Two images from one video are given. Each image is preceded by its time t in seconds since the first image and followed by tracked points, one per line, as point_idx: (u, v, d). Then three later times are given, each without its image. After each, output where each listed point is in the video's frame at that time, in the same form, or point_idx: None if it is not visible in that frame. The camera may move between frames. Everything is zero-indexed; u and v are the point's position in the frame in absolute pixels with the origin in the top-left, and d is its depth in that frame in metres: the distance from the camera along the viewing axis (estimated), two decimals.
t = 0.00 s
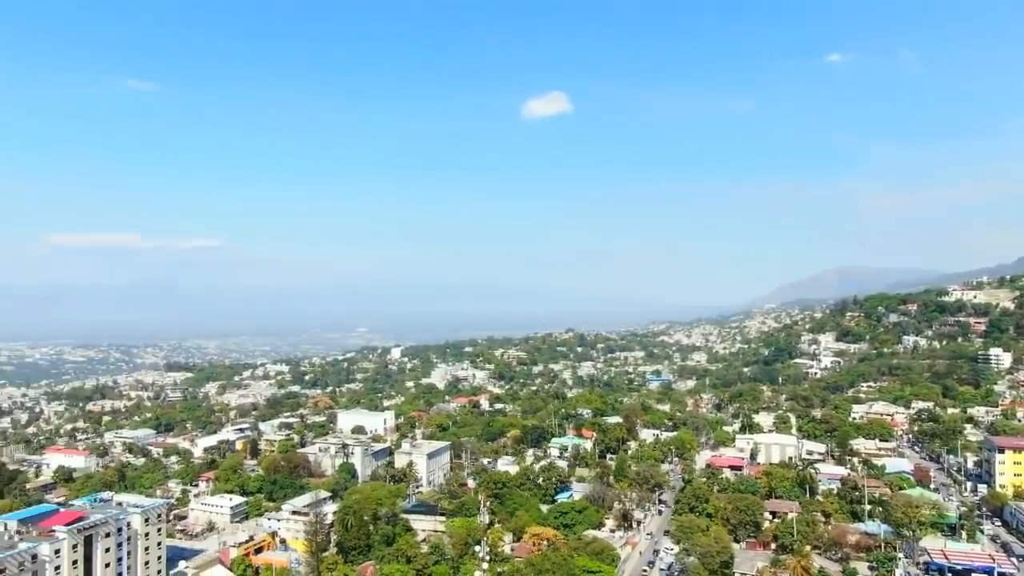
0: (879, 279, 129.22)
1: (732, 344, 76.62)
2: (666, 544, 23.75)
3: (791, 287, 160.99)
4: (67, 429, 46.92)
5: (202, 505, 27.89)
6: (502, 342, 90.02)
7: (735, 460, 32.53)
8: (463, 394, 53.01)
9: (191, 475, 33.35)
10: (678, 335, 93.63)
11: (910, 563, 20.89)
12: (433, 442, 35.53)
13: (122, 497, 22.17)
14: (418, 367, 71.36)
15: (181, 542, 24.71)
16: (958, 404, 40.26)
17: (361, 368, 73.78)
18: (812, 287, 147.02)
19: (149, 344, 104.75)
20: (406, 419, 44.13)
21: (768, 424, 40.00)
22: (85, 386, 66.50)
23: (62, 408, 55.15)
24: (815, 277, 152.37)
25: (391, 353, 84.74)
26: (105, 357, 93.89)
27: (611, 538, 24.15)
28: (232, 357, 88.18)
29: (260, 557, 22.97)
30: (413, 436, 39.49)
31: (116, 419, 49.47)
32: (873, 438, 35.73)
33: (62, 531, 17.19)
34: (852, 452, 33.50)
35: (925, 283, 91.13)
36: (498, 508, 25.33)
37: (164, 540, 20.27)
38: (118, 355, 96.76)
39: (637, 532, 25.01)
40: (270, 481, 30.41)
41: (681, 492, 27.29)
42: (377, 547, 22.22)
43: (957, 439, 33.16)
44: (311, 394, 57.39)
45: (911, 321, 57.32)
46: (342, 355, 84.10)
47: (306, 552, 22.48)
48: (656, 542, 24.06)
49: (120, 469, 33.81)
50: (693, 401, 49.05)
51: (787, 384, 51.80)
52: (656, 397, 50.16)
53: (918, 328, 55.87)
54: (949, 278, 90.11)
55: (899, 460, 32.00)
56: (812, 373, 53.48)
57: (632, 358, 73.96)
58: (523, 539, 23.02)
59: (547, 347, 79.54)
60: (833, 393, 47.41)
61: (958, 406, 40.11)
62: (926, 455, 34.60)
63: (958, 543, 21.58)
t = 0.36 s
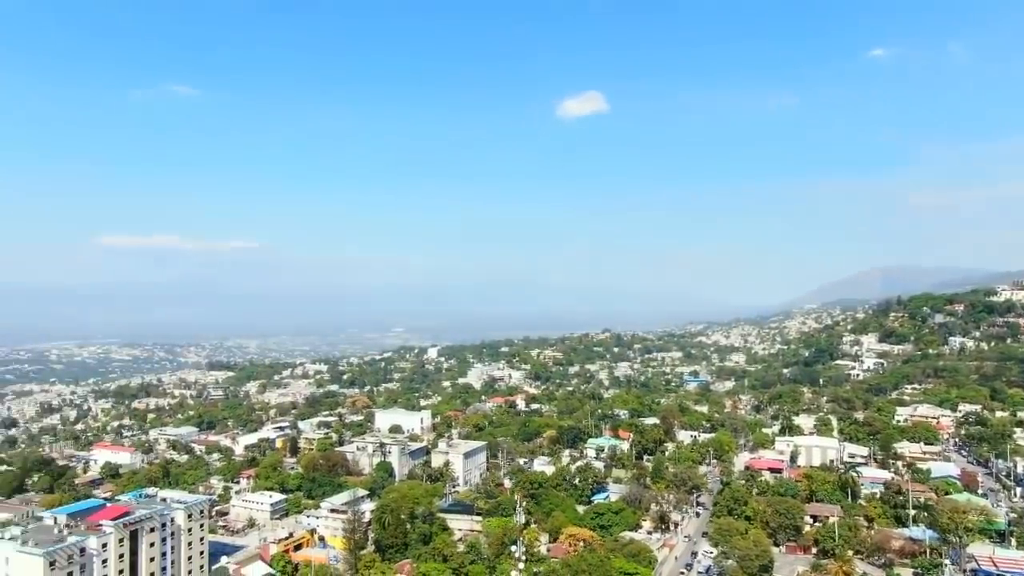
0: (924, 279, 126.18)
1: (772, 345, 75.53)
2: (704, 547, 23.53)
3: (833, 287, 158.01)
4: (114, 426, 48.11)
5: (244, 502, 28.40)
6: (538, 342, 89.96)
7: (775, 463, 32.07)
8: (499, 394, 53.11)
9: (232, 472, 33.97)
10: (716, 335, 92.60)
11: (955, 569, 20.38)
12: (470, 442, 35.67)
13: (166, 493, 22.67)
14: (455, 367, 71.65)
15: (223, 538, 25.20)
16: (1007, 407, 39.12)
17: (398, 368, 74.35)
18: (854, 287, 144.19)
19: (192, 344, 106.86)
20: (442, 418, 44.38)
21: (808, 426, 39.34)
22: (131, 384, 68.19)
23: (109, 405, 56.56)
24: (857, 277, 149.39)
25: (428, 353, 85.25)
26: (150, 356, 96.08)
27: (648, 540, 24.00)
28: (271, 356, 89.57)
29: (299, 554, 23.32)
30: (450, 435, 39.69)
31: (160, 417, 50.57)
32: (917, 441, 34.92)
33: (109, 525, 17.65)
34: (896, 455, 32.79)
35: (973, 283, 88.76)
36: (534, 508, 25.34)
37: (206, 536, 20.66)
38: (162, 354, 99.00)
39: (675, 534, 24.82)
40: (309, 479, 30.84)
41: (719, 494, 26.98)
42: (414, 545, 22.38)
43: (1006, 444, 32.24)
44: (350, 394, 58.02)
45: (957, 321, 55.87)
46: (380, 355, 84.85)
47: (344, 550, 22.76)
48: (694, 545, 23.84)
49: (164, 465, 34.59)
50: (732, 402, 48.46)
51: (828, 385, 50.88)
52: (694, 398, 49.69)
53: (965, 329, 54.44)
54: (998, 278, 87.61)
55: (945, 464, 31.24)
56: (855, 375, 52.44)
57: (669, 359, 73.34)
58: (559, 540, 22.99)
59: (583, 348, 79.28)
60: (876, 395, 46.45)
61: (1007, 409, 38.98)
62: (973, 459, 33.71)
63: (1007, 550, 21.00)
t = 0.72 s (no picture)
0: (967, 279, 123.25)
1: (808, 346, 74.40)
2: (739, 550, 23.28)
3: (872, 286, 155.18)
4: (154, 424, 49.11)
5: (280, 500, 28.78)
6: (571, 342, 89.79)
7: (811, 465, 31.58)
8: (532, 394, 53.12)
9: (269, 470, 34.46)
10: (752, 336, 91.49)
11: None
12: (503, 442, 35.73)
13: (204, 490, 23.06)
14: (488, 368, 71.85)
15: (260, 535, 25.58)
16: None
17: (431, 368, 74.80)
18: (893, 287, 141.45)
19: (230, 343, 108.67)
20: (476, 418, 44.55)
21: (846, 429, 38.69)
22: (170, 382, 69.56)
23: (149, 404, 57.75)
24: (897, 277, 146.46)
25: (461, 353, 85.56)
26: (189, 355, 97.94)
27: (682, 542, 23.80)
28: (307, 356, 90.68)
29: (334, 551, 23.58)
30: (483, 435, 39.83)
31: (199, 415, 51.48)
32: (960, 445, 34.12)
33: (149, 521, 18.02)
34: (937, 459, 32.09)
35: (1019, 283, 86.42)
36: (567, 508, 25.30)
37: (243, 532, 20.97)
38: (201, 353, 100.86)
39: (709, 536, 24.58)
40: (343, 478, 31.15)
41: (754, 496, 26.65)
42: (447, 544, 22.47)
43: None
44: (384, 393, 58.48)
45: (1002, 322, 54.51)
46: (413, 355, 85.42)
47: (378, 548, 22.96)
48: (729, 548, 23.59)
49: (203, 462, 35.22)
50: (768, 403, 47.86)
51: (867, 387, 50.00)
52: (729, 400, 49.17)
53: (1010, 330, 53.08)
54: None
55: (989, 468, 30.49)
56: (894, 376, 51.45)
57: (703, 360, 72.68)
58: (592, 541, 22.92)
59: (616, 348, 78.95)
60: (916, 397, 45.50)
61: None
62: (1019, 463, 32.83)
63: None
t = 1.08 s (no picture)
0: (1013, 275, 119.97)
1: (848, 344, 73.12)
2: (776, 549, 23.02)
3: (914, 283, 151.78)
4: (195, 418, 50.10)
5: (316, 494, 29.20)
6: (605, 340, 89.46)
7: (851, 465, 31.06)
8: (567, 391, 53.06)
9: (306, 464, 34.94)
10: (790, 333, 90.23)
11: None
12: (537, 438, 35.75)
13: (244, 483, 23.47)
14: (522, 364, 71.93)
15: (297, 528, 25.97)
16: None
17: (466, 364, 75.12)
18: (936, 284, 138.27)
19: (268, 339, 110.44)
20: (510, 414, 44.65)
21: (887, 428, 37.97)
22: (210, 378, 70.88)
23: (190, 398, 58.94)
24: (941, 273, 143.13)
25: (495, 350, 85.79)
26: (228, 351, 99.75)
27: (718, 541, 23.60)
28: (343, 352, 91.70)
29: (370, 545, 23.84)
30: (517, 431, 39.92)
31: (238, 410, 52.41)
32: (1007, 445, 33.24)
33: (190, 513, 18.41)
34: (982, 460, 31.33)
35: None
36: (601, 505, 25.26)
37: (281, 525, 21.31)
38: (240, 349, 102.63)
39: (746, 535, 24.33)
40: (379, 472, 31.47)
41: (792, 495, 26.29)
42: (482, 540, 22.57)
43: None
44: (419, 389, 58.91)
45: None
46: (448, 352, 85.86)
47: (413, 542, 23.15)
48: (766, 547, 23.34)
49: (242, 456, 35.85)
50: (806, 401, 47.17)
51: (909, 385, 48.99)
52: (766, 397, 48.56)
53: None
54: None
55: None
56: (937, 375, 50.32)
57: (740, 357, 71.88)
58: (627, 538, 22.85)
59: (651, 345, 78.46)
60: (960, 396, 44.45)
61: None
62: None
63: None
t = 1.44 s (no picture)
0: None
1: (890, 331, 71.67)
2: (814, 539, 22.78)
3: (961, 270, 147.76)
4: (235, 402, 51.10)
5: (354, 478, 29.63)
6: (641, 327, 88.96)
7: (892, 454, 30.53)
8: (601, 378, 52.94)
9: (344, 448, 35.44)
10: (830, 320, 88.70)
11: None
12: (572, 425, 35.77)
13: (283, 466, 23.89)
14: (557, 351, 71.93)
15: (336, 511, 26.42)
16: None
17: (500, 350, 75.33)
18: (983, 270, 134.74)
19: (306, 325, 112.06)
20: (545, 401, 44.73)
21: (930, 417, 37.19)
22: (250, 363, 72.20)
23: (231, 383, 60.10)
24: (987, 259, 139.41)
25: (530, 336, 85.87)
26: (268, 337, 101.46)
27: (755, 530, 23.43)
28: (379, 338, 92.61)
29: (406, 529, 24.13)
30: (552, 418, 39.97)
31: (277, 395, 53.31)
32: None
33: (232, 495, 18.81)
34: None
35: None
36: (637, 493, 25.22)
37: (320, 508, 21.68)
38: (279, 334, 104.27)
39: (783, 525, 24.10)
40: (415, 458, 31.80)
41: (831, 485, 25.94)
42: (517, 525, 22.71)
43: None
44: (454, 375, 59.29)
45: None
46: (483, 338, 86.17)
47: (448, 527, 23.38)
48: (804, 536, 23.11)
49: (282, 440, 36.49)
50: (846, 389, 46.42)
51: (953, 374, 47.91)
52: (804, 385, 47.89)
53: None
54: None
55: None
56: (983, 363, 49.10)
57: (778, 344, 70.95)
58: (662, 526, 22.79)
59: (687, 332, 77.78)
60: (1007, 385, 43.31)
61: None
62: None
63: None
